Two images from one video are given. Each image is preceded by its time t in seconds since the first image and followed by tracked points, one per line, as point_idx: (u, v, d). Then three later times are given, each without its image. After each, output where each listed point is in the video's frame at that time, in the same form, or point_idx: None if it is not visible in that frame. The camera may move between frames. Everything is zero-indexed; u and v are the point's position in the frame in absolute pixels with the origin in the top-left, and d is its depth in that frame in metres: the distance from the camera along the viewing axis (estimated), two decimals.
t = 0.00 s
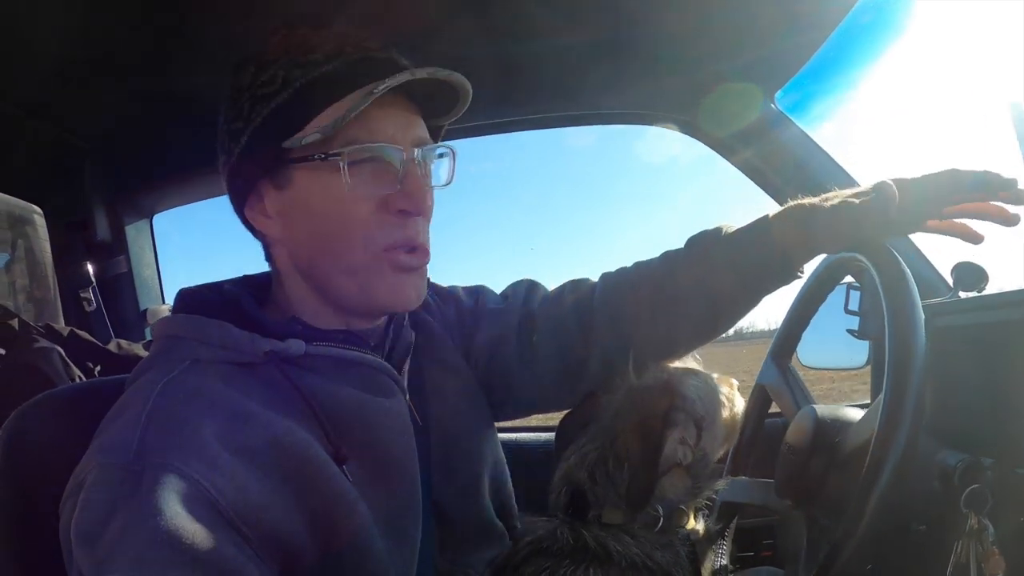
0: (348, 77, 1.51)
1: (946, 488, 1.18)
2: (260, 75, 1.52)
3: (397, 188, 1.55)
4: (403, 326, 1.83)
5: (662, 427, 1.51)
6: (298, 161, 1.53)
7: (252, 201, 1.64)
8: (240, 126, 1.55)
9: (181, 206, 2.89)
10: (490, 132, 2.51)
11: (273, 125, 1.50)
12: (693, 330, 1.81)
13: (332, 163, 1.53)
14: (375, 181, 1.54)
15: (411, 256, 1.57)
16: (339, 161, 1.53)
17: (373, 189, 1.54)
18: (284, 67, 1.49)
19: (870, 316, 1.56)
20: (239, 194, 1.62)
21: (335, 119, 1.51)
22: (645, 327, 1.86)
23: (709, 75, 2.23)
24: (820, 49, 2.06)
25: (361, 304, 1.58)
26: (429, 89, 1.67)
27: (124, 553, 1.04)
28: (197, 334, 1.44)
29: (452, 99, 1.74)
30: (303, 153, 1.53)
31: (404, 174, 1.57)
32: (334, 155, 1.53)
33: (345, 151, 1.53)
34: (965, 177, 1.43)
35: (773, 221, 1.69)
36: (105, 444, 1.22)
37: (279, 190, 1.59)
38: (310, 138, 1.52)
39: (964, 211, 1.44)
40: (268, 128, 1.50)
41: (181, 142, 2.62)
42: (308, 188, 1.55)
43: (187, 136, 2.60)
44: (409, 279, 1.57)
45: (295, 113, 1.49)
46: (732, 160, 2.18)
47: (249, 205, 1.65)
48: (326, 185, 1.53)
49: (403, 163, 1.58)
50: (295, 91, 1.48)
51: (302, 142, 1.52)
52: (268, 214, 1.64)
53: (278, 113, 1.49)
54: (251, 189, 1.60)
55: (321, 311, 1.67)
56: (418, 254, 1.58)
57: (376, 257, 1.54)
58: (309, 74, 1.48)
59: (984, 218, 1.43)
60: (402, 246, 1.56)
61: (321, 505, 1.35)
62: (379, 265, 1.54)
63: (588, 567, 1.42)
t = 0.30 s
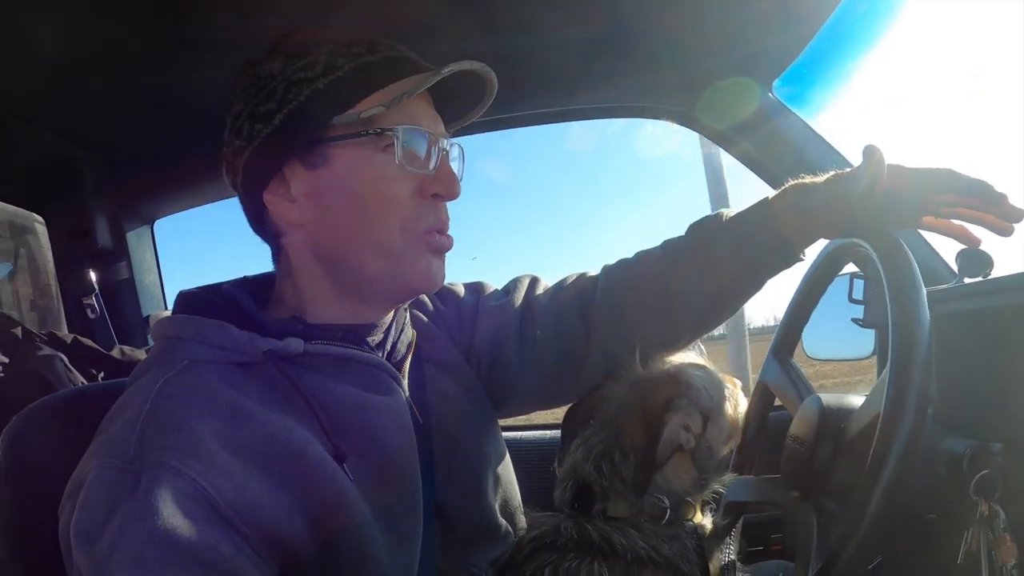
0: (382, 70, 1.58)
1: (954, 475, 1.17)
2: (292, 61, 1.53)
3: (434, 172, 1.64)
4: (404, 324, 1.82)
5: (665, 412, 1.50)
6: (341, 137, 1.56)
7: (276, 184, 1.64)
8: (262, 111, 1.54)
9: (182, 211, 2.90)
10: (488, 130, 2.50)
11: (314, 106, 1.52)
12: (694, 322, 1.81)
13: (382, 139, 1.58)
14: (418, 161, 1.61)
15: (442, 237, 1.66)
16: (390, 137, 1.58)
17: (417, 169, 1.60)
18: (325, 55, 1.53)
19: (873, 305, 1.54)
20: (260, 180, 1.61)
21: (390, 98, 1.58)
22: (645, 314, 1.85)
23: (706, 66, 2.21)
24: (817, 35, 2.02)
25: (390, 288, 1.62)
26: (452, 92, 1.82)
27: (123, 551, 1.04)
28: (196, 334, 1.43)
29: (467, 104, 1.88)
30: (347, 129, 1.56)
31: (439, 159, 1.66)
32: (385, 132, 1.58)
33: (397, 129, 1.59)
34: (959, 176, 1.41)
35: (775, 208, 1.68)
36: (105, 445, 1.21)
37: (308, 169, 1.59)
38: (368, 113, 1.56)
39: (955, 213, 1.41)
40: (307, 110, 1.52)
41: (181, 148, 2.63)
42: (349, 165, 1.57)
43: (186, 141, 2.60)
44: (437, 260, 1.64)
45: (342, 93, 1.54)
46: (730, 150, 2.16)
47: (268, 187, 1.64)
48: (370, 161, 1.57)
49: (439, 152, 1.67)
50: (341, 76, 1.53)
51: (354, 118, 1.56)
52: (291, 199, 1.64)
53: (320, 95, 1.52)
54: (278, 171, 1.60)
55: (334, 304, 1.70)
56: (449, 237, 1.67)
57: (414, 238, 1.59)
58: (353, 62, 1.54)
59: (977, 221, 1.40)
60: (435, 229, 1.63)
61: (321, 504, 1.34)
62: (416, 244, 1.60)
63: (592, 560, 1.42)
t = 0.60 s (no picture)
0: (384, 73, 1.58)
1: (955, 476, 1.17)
2: (297, 66, 1.53)
3: (435, 177, 1.63)
4: (406, 330, 1.83)
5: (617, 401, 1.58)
6: (340, 143, 1.56)
7: (281, 189, 1.63)
8: (266, 116, 1.55)
9: (181, 215, 2.90)
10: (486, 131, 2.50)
11: (317, 111, 1.52)
12: (692, 323, 1.81)
13: (382, 144, 1.57)
14: (420, 166, 1.61)
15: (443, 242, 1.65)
16: (390, 142, 1.57)
17: (418, 173, 1.59)
18: (327, 60, 1.53)
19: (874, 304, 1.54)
20: (263, 184, 1.61)
21: (388, 105, 1.58)
22: (643, 315, 1.87)
23: (702, 64, 2.21)
24: (815, 31, 2.01)
25: (390, 292, 1.61)
26: (457, 98, 1.82)
27: (124, 554, 1.05)
28: (197, 337, 1.43)
29: (473, 110, 1.88)
30: (347, 135, 1.56)
31: (440, 164, 1.64)
32: (384, 139, 1.57)
33: (395, 135, 1.58)
34: (953, 166, 1.37)
35: (771, 209, 1.68)
36: (106, 448, 1.22)
37: (311, 175, 1.59)
38: (368, 118, 1.56)
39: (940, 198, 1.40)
40: (310, 115, 1.52)
41: (182, 152, 2.64)
42: (352, 170, 1.57)
43: (184, 145, 2.60)
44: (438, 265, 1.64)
45: (345, 96, 1.53)
46: (728, 148, 2.16)
47: (272, 192, 1.63)
48: (371, 166, 1.57)
49: (440, 156, 1.65)
50: (344, 80, 1.53)
51: (354, 124, 1.56)
52: (297, 204, 1.64)
53: (323, 99, 1.52)
54: (281, 175, 1.59)
55: (336, 308, 1.70)
56: (448, 246, 1.65)
57: (414, 244, 1.59)
58: (354, 68, 1.53)
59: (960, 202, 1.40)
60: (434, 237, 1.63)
61: (322, 506, 1.34)
62: (415, 251, 1.59)
63: (589, 563, 1.51)
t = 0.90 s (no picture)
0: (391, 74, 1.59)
1: (951, 477, 1.18)
2: (300, 66, 1.53)
3: (442, 178, 1.65)
4: (406, 330, 1.84)
5: (541, 424, 2.04)
6: (352, 142, 1.56)
7: (284, 190, 1.64)
8: (271, 116, 1.55)
9: (184, 212, 2.91)
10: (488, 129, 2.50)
11: (324, 109, 1.52)
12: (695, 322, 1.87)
13: (390, 144, 1.59)
14: (426, 165, 1.62)
15: (450, 241, 1.66)
16: (398, 141, 1.59)
17: (426, 174, 1.61)
18: (333, 60, 1.53)
19: (873, 303, 1.54)
20: (269, 184, 1.61)
21: (399, 104, 1.58)
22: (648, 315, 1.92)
23: (704, 63, 2.21)
24: (816, 33, 2.00)
25: (396, 292, 1.63)
26: (462, 99, 1.82)
27: (126, 553, 1.06)
28: (199, 337, 1.44)
29: (477, 109, 1.89)
30: (359, 134, 1.57)
31: (446, 163, 1.68)
32: (393, 139, 1.59)
33: (405, 134, 1.60)
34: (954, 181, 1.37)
35: (772, 215, 1.67)
36: (108, 448, 1.22)
37: (315, 176, 1.60)
38: (378, 118, 1.56)
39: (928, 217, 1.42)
40: (317, 114, 1.52)
41: (184, 149, 2.64)
42: (356, 172, 1.58)
43: (187, 141, 2.61)
44: (443, 264, 1.65)
45: (352, 97, 1.54)
46: (730, 149, 2.17)
47: (278, 193, 1.65)
48: (378, 168, 1.57)
49: (448, 156, 1.69)
50: (351, 79, 1.53)
51: (363, 123, 1.56)
52: (301, 205, 1.65)
53: (330, 98, 1.53)
54: (287, 175, 1.60)
55: (341, 308, 1.71)
56: (453, 244, 1.67)
57: (420, 243, 1.60)
58: (360, 68, 1.54)
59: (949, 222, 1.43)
60: (440, 236, 1.64)
61: (321, 506, 1.35)
62: (423, 250, 1.61)
63: (575, 560, 1.79)
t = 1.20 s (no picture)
0: (386, 74, 1.60)
1: (952, 472, 1.18)
2: (289, 67, 1.53)
3: (434, 172, 1.65)
4: (404, 331, 1.85)
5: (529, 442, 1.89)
6: (345, 140, 1.58)
7: (276, 192, 1.64)
8: (260, 118, 1.55)
9: (184, 216, 2.91)
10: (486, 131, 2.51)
11: (316, 109, 1.53)
12: (693, 320, 1.91)
13: (382, 140, 1.59)
14: (418, 161, 1.63)
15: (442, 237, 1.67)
16: (391, 137, 1.60)
17: (418, 169, 1.62)
18: (321, 59, 1.53)
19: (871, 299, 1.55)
20: (263, 185, 1.62)
21: (388, 100, 1.59)
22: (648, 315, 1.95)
23: (701, 62, 2.22)
24: (814, 33, 2.01)
25: (394, 290, 1.64)
26: (451, 93, 1.84)
27: (125, 554, 1.06)
28: (198, 338, 1.44)
29: (462, 105, 1.89)
30: (347, 133, 1.57)
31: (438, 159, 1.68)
32: (385, 134, 1.59)
33: (397, 130, 1.60)
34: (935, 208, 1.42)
35: (769, 215, 1.69)
36: (107, 448, 1.23)
37: (309, 176, 1.60)
38: (369, 115, 1.57)
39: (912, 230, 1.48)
40: (309, 114, 1.53)
41: (185, 152, 2.65)
42: (354, 173, 1.58)
43: (186, 145, 2.61)
44: (438, 261, 1.66)
45: (345, 95, 1.55)
46: (728, 150, 2.17)
47: (269, 194, 1.64)
48: (376, 168, 1.58)
49: (440, 152, 1.69)
50: (339, 79, 1.54)
51: (354, 120, 1.57)
52: (295, 205, 1.65)
53: (320, 99, 1.53)
54: (281, 176, 1.60)
55: (340, 309, 1.72)
56: (445, 237, 1.68)
57: (413, 239, 1.61)
58: (349, 66, 1.54)
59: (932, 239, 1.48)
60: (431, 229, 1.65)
61: (321, 507, 1.35)
62: (415, 247, 1.61)
63: (575, 561, 1.70)
